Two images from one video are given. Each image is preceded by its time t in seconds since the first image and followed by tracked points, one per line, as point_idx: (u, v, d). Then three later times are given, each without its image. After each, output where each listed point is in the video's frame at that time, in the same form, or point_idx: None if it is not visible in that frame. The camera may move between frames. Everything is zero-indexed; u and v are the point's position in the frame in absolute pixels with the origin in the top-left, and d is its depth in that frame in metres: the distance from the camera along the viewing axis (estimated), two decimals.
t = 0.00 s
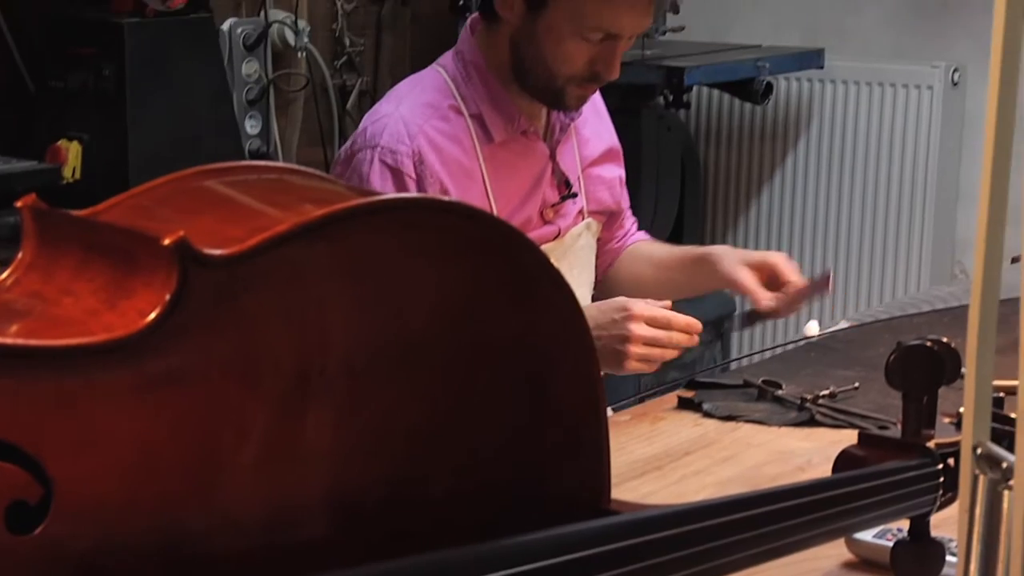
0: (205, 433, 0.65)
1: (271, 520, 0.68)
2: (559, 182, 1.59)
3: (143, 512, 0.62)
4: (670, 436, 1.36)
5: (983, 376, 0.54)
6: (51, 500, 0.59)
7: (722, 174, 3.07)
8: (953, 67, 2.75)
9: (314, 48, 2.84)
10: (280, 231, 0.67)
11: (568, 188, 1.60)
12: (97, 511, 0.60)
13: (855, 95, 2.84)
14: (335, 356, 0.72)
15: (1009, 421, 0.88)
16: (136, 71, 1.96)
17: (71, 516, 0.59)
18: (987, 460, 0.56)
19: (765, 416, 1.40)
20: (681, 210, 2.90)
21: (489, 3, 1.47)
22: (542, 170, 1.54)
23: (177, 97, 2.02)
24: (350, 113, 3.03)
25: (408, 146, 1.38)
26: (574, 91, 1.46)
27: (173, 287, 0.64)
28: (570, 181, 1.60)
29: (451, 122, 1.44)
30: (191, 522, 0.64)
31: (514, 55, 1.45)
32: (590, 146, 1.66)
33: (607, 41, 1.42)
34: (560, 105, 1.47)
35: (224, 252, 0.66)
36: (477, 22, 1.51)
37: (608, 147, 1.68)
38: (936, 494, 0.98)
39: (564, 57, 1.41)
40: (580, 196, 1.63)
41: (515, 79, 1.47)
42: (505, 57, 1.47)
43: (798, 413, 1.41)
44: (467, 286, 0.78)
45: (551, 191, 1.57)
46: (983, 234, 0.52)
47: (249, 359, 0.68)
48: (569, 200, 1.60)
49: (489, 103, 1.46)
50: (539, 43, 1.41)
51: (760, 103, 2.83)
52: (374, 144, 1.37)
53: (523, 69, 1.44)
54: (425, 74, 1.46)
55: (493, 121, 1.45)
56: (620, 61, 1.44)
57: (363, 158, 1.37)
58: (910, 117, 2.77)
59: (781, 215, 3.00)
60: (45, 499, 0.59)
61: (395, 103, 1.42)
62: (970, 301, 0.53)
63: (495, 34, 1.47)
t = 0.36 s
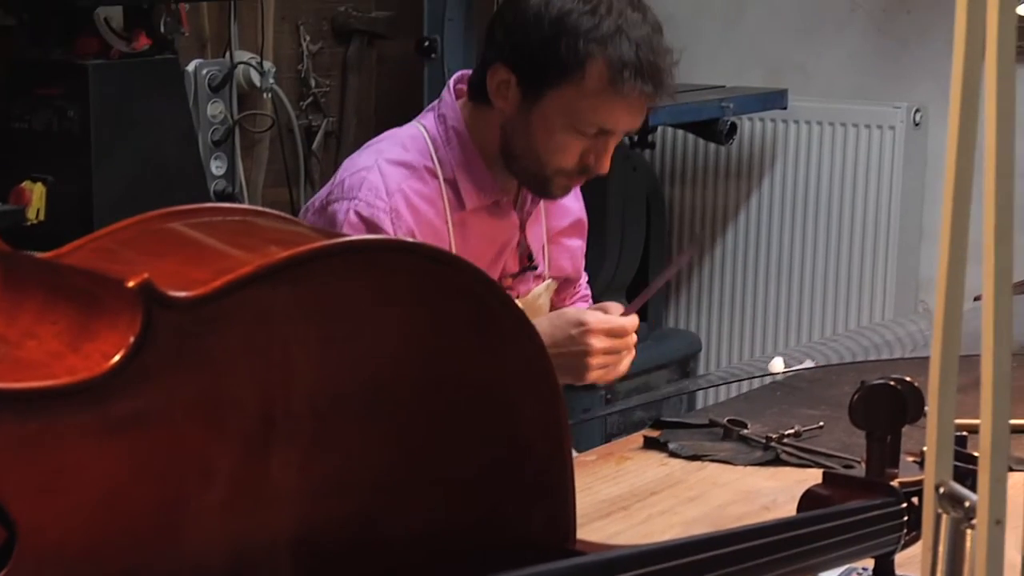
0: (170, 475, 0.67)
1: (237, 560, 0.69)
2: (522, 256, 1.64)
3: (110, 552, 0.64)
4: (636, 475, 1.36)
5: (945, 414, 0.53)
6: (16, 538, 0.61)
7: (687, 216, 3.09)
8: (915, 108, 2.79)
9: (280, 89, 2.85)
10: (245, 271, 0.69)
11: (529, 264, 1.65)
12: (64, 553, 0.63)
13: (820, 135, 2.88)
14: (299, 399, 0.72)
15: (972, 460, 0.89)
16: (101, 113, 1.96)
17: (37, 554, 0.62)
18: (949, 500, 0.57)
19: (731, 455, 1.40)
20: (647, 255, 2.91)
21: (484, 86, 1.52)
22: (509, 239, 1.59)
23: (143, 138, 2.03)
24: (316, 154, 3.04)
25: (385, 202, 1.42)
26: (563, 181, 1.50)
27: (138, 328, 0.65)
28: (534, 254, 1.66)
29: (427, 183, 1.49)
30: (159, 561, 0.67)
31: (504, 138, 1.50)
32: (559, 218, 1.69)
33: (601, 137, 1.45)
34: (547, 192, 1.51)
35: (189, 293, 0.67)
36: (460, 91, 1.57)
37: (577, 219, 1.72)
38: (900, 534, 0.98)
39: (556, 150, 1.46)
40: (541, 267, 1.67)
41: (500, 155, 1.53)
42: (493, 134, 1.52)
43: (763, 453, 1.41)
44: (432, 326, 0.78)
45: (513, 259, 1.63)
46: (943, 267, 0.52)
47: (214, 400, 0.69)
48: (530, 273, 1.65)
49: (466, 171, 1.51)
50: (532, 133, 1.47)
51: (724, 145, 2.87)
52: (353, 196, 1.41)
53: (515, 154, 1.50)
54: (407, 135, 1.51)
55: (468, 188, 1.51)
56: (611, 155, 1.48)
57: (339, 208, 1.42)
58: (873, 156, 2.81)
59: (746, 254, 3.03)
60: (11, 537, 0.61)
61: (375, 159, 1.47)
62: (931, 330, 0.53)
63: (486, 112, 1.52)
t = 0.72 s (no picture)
0: (134, 497, 0.68)
1: None
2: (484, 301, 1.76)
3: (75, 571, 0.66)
4: (603, 494, 1.37)
5: (910, 427, 0.56)
6: None
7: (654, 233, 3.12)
8: (880, 125, 2.81)
9: (247, 108, 2.85)
10: (209, 292, 0.69)
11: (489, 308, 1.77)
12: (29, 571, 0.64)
13: (786, 153, 2.91)
14: (265, 418, 0.73)
15: (936, 475, 0.92)
16: (66, 131, 1.95)
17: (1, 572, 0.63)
18: (914, 516, 0.59)
19: (697, 473, 1.41)
20: (614, 270, 2.96)
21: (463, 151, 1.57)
22: (474, 286, 1.67)
23: (108, 157, 2.02)
24: (283, 172, 3.04)
25: (374, 231, 1.45)
26: (544, 245, 1.53)
27: (103, 349, 0.65)
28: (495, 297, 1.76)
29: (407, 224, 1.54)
30: None
31: (485, 200, 1.56)
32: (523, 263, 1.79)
33: (581, 201, 1.48)
34: (530, 256, 1.55)
35: (154, 313, 0.67)
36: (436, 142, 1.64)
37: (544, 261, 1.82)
38: (867, 550, 1.00)
39: (540, 216, 1.49)
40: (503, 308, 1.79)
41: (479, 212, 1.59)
42: (471, 189, 1.58)
43: (730, 470, 1.42)
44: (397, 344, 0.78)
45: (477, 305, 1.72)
46: (907, 282, 0.55)
47: (180, 422, 0.69)
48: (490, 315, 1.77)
49: (443, 218, 1.57)
50: (513, 199, 1.50)
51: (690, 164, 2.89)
52: (345, 221, 1.43)
53: (496, 219, 1.54)
54: (391, 173, 1.55)
55: (444, 235, 1.57)
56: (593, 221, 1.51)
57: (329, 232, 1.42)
58: (838, 174, 2.84)
59: (713, 272, 3.05)
60: None
61: (363, 193, 1.50)
62: (896, 343, 0.56)
63: (464, 168, 1.58)
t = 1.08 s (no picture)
0: (107, 503, 0.68)
1: None
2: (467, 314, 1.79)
3: None
4: (578, 500, 1.37)
5: (882, 433, 0.55)
6: None
7: (628, 239, 3.14)
8: (853, 132, 2.84)
9: (220, 115, 2.85)
10: (182, 300, 0.68)
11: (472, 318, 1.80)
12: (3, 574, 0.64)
13: (760, 159, 2.92)
14: (239, 424, 0.73)
15: (909, 480, 0.93)
16: (39, 138, 1.94)
17: None
18: (887, 521, 0.57)
19: (672, 479, 1.42)
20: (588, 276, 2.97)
21: (453, 166, 1.57)
22: (460, 298, 1.68)
23: (81, 164, 2.01)
24: (257, 179, 3.04)
25: (367, 242, 1.45)
26: (536, 260, 1.54)
27: (76, 356, 0.65)
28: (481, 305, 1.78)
29: (398, 236, 1.55)
30: None
31: (476, 216, 1.57)
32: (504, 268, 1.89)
33: (573, 217, 1.49)
34: (521, 271, 1.56)
35: (128, 319, 0.67)
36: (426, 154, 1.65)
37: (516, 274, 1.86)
38: (840, 555, 1.00)
39: (531, 233, 1.50)
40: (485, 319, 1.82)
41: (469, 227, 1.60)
42: (460, 205, 1.59)
43: (704, 476, 1.43)
44: (373, 352, 0.78)
45: (461, 318, 1.74)
46: (879, 291, 0.54)
47: (153, 431, 0.70)
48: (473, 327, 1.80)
49: (433, 231, 1.58)
50: (506, 216, 1.51)
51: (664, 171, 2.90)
52: (339, 232, 1.43)
53: (487, 235, 1.55)
54: (381, 187, 1.57)
55: (433, 248, 1.58)
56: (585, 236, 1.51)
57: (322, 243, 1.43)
58: (811, 180, 2.86)
59: (688, 278, 3.06)
60: None
61: (354, 205, 1.50)
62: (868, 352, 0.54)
63: (455, 185, 1.59)
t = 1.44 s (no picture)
0: (83, 509, 0.70)
1: None
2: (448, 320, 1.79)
3: None
4: (556, 503, 1.37)
5: (858, 435, 0.55)
6: None
7: (606, 242, 3.15)
8: (830, 135, 2.84)
9: (197, 118, 2.85)
10: (158, 304, 0.66)
11: (454, 325, 1.80)
12: None
13: (737, 163, 2.93)
14: (217, 429, 0.75)
15: (885, 483, 0.93)
16: (15, 141, 1.93)
17: None
18: (863, 524, 0.58)
19: (650, 482, 1.42)
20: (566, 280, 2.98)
21: (436, 174, 1.57)
22: (441, 305, 1.69)
23: (57, 167, 2.00)
24: (234, 183, 3.04)
25: (349, 247, 1.45)
26: (517, 270, 1.56)
27: (51, 362, 0.64)
28: (461, 313, 1.79)
29: (380, 242, 1.55)
30: None
31: (458, 224, 1.58)
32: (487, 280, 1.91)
33: (556, 229, 1.50)
34: (502, 280, 1.57)
35: (103, 324, 0.65)
36: (409, 160, 1.65)
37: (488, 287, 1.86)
38: (818, 558, 1.00)
39: (511, 242, 1.51)
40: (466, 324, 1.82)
41: (451, 235, 1.61)
42: (443, 213, 1.60)
43: (682, 478, 1.43)
44: (347, 355, 0.78)
45: (441, 325, 1.75)
46: (855, 293, 0.54)
47: (130, 437, 0.71)
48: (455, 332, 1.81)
49: (414, 237, 1.59)
50: (489, 226, 1.52)
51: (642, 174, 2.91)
52: (321, 237, 1.43)
53: (470, 243, 1.56)
54: (363, 193, 1.57)
55: (414, 253, 1.59)
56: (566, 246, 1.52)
57: (304, 247, 1.43)
58: (788, 185, 2.87)
59: (665, 281, 3.08)
60: None
61: (336, 210, 1.51)
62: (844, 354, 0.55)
63: (438, 193, 1.59)
